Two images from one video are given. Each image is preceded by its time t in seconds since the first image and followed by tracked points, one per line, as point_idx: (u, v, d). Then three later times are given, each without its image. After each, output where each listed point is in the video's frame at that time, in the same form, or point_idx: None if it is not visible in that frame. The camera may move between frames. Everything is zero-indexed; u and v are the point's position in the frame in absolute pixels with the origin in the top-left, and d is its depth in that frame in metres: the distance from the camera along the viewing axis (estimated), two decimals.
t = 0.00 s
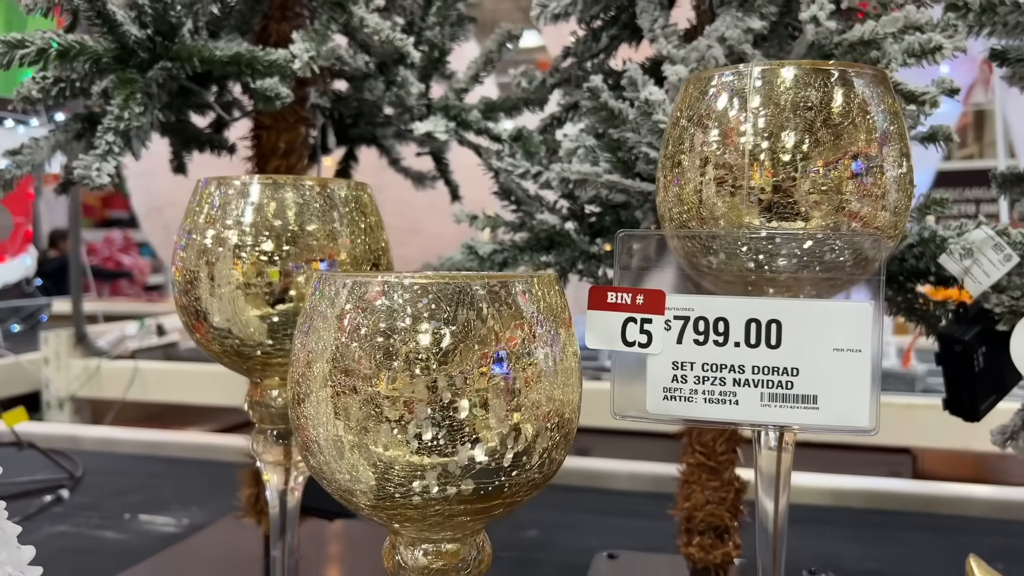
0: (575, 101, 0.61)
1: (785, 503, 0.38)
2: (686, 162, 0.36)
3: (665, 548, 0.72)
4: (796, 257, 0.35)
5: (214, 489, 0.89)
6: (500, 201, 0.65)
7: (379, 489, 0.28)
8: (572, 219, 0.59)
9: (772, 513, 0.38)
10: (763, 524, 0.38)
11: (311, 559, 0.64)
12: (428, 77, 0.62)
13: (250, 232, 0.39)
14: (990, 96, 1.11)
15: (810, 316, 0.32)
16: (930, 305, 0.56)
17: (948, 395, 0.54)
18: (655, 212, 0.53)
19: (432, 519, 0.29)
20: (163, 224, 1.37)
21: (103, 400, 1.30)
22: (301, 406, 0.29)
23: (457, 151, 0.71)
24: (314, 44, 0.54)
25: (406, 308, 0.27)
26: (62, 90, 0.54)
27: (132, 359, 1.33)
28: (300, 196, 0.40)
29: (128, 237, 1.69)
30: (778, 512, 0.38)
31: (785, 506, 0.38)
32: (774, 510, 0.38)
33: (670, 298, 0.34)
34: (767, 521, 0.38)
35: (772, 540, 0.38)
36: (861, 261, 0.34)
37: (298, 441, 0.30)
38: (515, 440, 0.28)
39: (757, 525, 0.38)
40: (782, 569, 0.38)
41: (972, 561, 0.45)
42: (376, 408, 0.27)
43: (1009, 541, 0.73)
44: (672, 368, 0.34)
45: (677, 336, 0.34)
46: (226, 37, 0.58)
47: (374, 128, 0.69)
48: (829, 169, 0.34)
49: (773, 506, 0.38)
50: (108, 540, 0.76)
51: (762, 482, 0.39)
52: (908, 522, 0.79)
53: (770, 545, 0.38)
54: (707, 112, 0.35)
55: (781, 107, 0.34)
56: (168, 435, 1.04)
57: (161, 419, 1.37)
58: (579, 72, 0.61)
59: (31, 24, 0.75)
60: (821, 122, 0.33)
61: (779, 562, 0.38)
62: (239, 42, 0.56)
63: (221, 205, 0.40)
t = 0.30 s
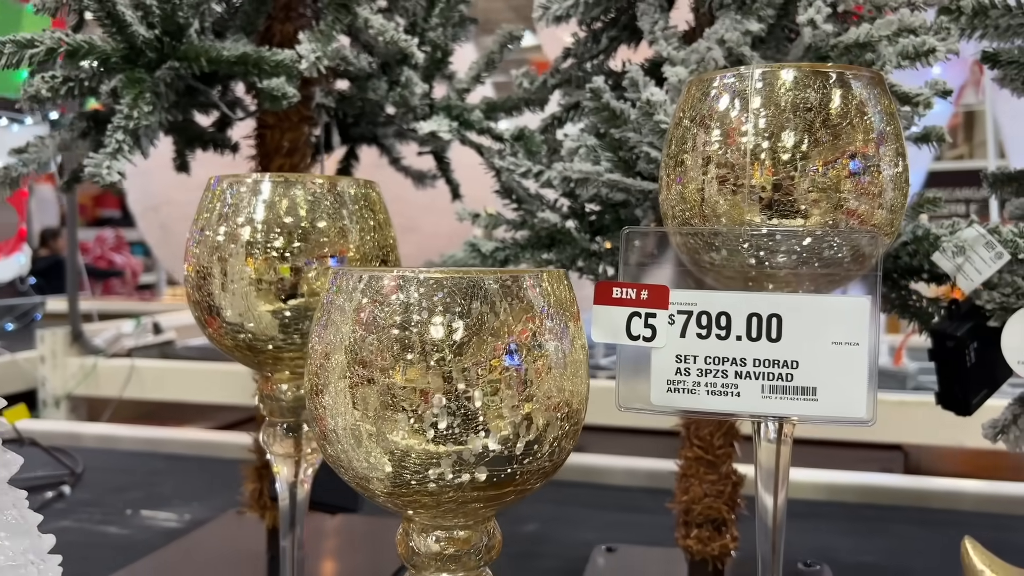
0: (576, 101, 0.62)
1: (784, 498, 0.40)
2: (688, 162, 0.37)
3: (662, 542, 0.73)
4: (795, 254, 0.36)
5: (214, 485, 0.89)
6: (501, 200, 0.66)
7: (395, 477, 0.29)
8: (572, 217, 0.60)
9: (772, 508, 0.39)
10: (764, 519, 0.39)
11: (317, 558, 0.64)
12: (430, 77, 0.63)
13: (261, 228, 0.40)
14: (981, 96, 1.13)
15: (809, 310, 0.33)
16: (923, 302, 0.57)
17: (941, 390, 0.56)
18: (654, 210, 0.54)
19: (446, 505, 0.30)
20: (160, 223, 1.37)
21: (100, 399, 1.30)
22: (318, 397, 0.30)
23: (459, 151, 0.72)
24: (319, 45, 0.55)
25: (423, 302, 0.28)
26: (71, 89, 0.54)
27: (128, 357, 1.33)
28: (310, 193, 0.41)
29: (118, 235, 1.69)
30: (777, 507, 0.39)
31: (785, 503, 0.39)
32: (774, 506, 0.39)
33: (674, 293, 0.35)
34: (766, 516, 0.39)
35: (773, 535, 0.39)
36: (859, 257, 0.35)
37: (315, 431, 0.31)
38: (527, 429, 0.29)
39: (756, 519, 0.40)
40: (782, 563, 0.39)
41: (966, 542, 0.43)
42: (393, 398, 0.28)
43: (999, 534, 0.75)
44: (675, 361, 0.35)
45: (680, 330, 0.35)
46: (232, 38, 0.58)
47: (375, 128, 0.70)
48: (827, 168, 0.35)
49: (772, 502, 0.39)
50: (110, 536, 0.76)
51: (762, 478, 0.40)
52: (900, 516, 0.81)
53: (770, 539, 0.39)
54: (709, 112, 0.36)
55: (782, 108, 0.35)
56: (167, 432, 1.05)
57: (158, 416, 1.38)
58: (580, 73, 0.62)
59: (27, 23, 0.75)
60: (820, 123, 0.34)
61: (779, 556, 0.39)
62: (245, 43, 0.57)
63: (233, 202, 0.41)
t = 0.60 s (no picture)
0: (574, 103, 0.63)
1: (782, 494, 0.41)
2: (688, 162, 0.38)
3: (658, 536, 0.74)
4: (792, 251, 0.37)
5: (213, 483, 0.90)
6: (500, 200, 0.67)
7: (408, 467, 0.30)
8: (570, 217, 0.61)
9: (770, 503, 0.40)
10: (762, 514, 0.40)
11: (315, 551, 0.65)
12: (431, 78, 0.63)
13: (271, 227, 0.41)
14: (968, 98, 1.14)
15: (806, 306, 0.35)
16: (914, 300, 0.59)
17: (932, 385, 0.57)
18: (652, 209, 0.55)
19: (458, 495, 0.31)
20: (153, 221, 1.38)
21: (94, 398, 1.31)
22: (333, 390, 0.31)
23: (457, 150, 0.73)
24: (323, 46, 0.55)
25: (435, 297, 0.29)
26: (77, 90, 0.55)
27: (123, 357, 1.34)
28: (318, 193, 0.42)
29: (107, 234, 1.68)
30: (775, 503, 0.40)
31: (782, 498, 0.40)
32: (772, 501, 0.40)
33: (675, 290, 0.36)
34: (764, 512, 0.40)
35: (770, 530, 0.40)
36: (855, 255, 0.36)
37: (328, 424, 0.32)
38: (536, 421, 0.30)
39: (754, 514, 0.41)
40: (779, 556, 0.40)
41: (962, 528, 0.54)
42: (407, 391, 0.29)
43: (989, 527, 0.76)
44: (677, 356, 0.36)
45: (682, 326, 0.36)
46: (236, 39, 0.59)
47: (374, 128, 0.71)
48: (823, 168, 0.36)
49: (771, 497, 0.40)
50: (111, 533, 0.77)
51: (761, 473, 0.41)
52: (891, 510, 0.82)
53: (768, 533, 0.40)
54: (708, 114, 0.37)
55: (780, 110, 0.36)
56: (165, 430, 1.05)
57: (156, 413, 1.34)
58: (578, 74, 0.63)
59: (19, 23, 0.75)
60: (817, 125, 0.36)
61: (776, 550, 0.40)
62: (249, 45, 0.58)
63: (243, 201, 0.42)
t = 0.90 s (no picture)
0: (574, 102, 0.64)
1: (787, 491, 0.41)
2: (695, 160, 0.39)
3: (656, 531, 0.75)
4: (797, 248, 0.37)
5: (210, 482, 0.90)
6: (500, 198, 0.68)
7: (426, 461, 0.31)
8: (571, 215, 0.61)
9: (775, 499, 0.40)
10: (768, 510, 0.41)
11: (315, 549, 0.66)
12: (431, 78, 0.64)
13: (281, 225, 0.41)
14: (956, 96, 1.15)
15: (813, 301, 0.35)
16: (910, 296, 0.60)
17: (929, 380, 0.58)
18: (653, 206, 0.56)
19: (475, 488, 0.31)
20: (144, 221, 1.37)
21: (86, 398, 1.30)
22: (351, 385, 0.31)
23: (456, 149, 0.73)
24: (327, 45, 0.56)
25: (452, 294, 0.29)
26: (79, 89, 0.55)
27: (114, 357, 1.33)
28: (327, 191, 0.42)
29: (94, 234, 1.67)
30: (781, 499, 0.40)
31: (788, 495, 0.41)
32: (777, 497, 0.40)
33: (685, 286, 0.37)
34: (770, 508, 0.41)
35: (776, 526, 0.40)
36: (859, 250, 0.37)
37: (345, 419, 0.32)
38: (552, 415, 0.31)
39: (760, 510, 0.41)
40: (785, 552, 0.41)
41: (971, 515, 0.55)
42: (426, 386, 0.30)
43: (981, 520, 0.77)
44: (686, 351, 0.37)
45: (691, 321, 0.37)
46: (237, 38, 0.59)
47: (372, 127, 0.71)
48: (829, 166, 0.36)
49: (777, 493, 0.40)
50: (110, 532, 0.77)
51: (767, 469, 0.41)
52: (884, 504, 0.83)
53: (774, 530, 0.41)
54: (715, 113, 0.38)
55: (786, 109, 0.36)
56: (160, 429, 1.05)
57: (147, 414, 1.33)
58: (578, 74, 0.63)
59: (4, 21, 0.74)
60: (822, 124, 0.36)
61: (782, 546, 0.41)
62: (250, 44, 0.58)
63: (252, 199, 0.42)
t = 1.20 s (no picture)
0: (575, 97, 0.64)
1: (799, 485, 0.42)
2: (708, 155, 0.39)
3: (656, 525, 0.76)
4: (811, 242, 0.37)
5: (206, 481, 0.90)
6: (501, 195, 0.68)
7: (451, 457, 0.31)
8: (574, 211, 0.62)
9: (788, 495, 0.41)
10: (780, 505, 0.41)
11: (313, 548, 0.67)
12: (433, 74, 0.64)
13: (292, 221, 0.41)
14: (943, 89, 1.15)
15: (828, 295, 0.35)
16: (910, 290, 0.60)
17: (929, 373, 0.59)
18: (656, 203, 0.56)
19: (499, 483, 0.31)
20: (131, 219, 1.34)
21: (74, 399, 1.28)
22: (375, 381, 0.31)
23: (454, 146, 0.73)
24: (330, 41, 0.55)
25: (476, 289, 0.30)
26: (80, 85, 0.54)
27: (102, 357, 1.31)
28: (338, 187, 0.42)
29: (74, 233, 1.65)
30: (793, 493, 0.41)
31: (799, 490, 0.41)
32: (790, 492, 0.41)
33: (701, 281, 0.37)
34: (783, 503, 0.41)
35: (788, 520, 0.41)
36: (870, 245, 0.36)
37: (367, 415, 0.32)
38: (576, 410, 0.31)
39: (772, 506, 0.41)
40: (798, 546, 0.41)
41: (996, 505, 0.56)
42: (451, 381, 0.30)
43: (975, 512, 0.78)
44: (702, 345, 0.37)
45: (707, 316, 0.37)
46: (239, 33, 0.59)
47: (370, 123, 0.70)
48: (842, 160, 0.37)
49: (789, 489, 0.41)
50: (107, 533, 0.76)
51: (779, 463, 0.42)
52: (879, 496, 0.84)
53: (787, 525, 0.41)
54: (728, 108, 0.38)
55: (800, 105, 0.37)
56: (153, 428, 1.04)
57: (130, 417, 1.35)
58: (579, 70, 0.63)
59: None
60: (836, 119, 0.36)
61: (794, 541, 0.41)
62: (252, 39, 0.57)
63: (263, 195, 0.42)
